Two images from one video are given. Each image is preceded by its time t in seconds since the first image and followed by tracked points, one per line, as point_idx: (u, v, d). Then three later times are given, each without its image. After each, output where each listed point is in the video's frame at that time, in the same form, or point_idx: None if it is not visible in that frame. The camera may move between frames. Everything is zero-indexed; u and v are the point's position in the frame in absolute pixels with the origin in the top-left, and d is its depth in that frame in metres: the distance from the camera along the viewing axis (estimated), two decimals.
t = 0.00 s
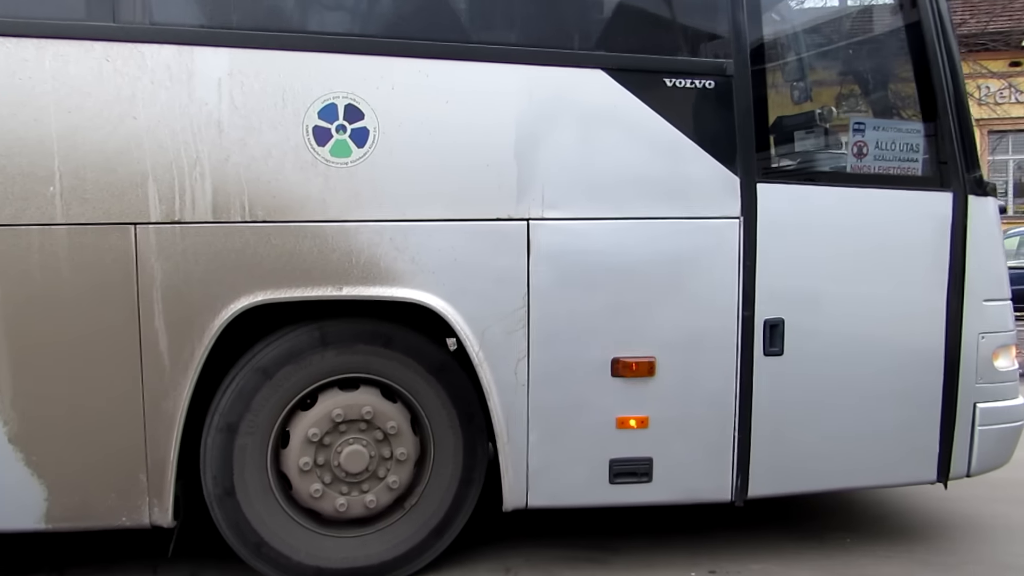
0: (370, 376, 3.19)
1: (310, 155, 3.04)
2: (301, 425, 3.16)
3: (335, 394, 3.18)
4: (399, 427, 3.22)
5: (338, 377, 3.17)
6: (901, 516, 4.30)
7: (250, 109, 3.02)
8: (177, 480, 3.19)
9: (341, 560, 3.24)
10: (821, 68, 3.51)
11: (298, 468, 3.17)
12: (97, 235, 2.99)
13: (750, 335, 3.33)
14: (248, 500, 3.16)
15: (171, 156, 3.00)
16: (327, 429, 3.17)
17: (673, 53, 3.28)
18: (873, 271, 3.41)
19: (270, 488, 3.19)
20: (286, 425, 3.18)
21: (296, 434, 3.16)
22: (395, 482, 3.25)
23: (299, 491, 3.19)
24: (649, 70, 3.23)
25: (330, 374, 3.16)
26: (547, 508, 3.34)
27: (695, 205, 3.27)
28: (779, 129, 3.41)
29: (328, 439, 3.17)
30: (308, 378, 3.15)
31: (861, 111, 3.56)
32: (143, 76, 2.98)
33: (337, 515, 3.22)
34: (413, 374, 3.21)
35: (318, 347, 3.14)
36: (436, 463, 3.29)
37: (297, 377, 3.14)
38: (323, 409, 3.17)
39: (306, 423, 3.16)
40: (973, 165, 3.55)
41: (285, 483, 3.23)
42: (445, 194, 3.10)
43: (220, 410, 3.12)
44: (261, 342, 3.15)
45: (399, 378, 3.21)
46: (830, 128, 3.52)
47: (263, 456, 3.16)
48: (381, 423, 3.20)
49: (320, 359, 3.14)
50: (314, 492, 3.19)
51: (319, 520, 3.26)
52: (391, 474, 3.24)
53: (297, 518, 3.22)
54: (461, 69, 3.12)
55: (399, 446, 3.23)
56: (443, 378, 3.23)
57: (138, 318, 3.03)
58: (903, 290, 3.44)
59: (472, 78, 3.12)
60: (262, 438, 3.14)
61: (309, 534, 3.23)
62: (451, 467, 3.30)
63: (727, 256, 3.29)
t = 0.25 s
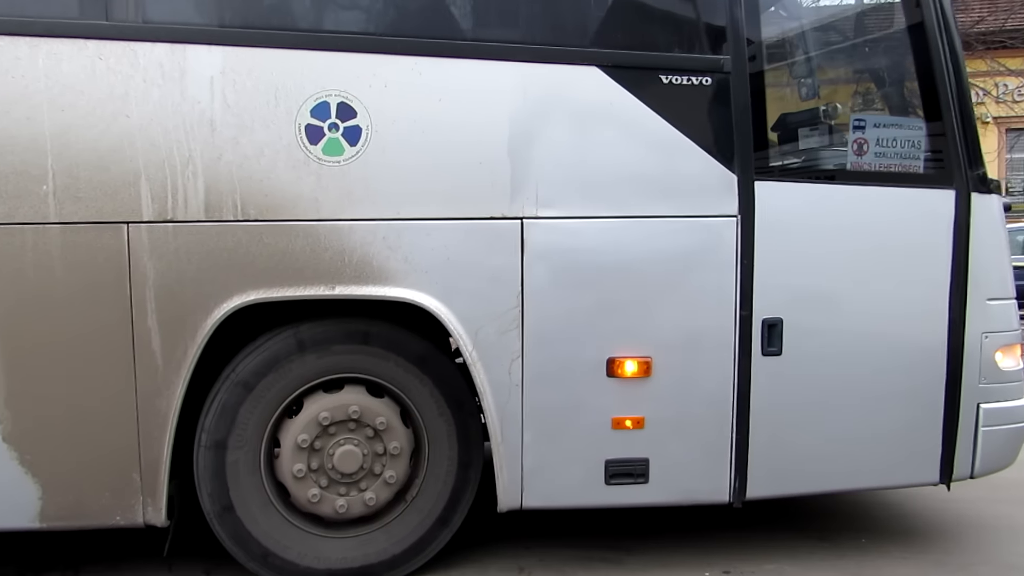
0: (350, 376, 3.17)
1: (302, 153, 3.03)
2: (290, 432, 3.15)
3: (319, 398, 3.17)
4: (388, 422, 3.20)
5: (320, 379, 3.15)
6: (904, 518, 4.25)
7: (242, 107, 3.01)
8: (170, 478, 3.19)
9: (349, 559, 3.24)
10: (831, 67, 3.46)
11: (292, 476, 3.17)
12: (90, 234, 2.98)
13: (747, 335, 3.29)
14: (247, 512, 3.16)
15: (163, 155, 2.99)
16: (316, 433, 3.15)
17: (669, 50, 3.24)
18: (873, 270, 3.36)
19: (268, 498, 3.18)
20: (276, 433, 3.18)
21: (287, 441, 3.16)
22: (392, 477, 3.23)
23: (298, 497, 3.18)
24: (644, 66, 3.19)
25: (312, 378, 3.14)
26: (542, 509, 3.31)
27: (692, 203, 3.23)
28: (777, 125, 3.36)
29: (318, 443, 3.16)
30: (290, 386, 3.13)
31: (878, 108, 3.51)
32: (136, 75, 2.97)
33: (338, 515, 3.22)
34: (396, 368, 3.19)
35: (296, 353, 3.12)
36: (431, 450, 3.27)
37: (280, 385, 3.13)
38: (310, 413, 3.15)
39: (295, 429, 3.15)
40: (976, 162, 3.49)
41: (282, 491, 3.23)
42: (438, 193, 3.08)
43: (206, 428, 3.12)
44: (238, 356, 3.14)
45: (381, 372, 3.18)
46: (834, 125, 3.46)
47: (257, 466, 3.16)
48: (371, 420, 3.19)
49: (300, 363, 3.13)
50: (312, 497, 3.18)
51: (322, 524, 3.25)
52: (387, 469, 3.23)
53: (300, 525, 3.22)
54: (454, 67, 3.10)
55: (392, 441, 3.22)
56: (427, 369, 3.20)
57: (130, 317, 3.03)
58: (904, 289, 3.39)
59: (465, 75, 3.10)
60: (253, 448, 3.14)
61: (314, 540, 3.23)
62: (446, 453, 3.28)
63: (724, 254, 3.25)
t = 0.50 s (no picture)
0: (332, 378, 3.15)
1: (294, 154, 3.02)
2: (281, 440, 3.15)
3: (304, 404, 3.15)
4: (376, 419, 3.18)
5: (303, 386, 3.14)
6: (907, 521, 4.21)
7: (234, 108, 3.00)
8: (164, 480, 3.19)
9: (353, 558, 3.24)
10: (835, 66, 3.43)
11: (288, 483, 3.16)
12: (83, 235, 2.98)
13: (744, 337, 3.26)
14: (246, 523, 3.16)
15: (156, 156, 2.99)
16: (306, 440, 3.15)
17: (664, 49, 3.21)
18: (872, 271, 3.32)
19: (267, 507, 3.19)
20: (267, 443, 3.18)
21: (278, 449, 3.15)
22: (388, 474, 3.22)
23: (296, 503, 3.18)
24: (639, 65, 3.17)
25: (294, 385, 3.13)
26: (537, 512, 3.29)
27: (687, 204, 3.21)
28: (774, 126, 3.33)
29: (310, 449, 3.15)
30: (275, 396, 3.12)
31: (889, 108, 3.47)
32: (128, 76, 2.97)
33: (337, 517, 3.21)
34: (378, 364, 3.16)
35: (276, 361, 3.11)
36: (425, 441, 3.24)
37: (263, 396, 3.11)
38: (298, 420, 3.14)
39: (285, 437, 3.14)
40: (977, 162, 3.45)
41: (280, 499, 3.23)
42: (431, 194, 3.07)
43: (195, 445, 3.11)
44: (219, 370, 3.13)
45: (363, 370, 3.16)
46: (837, 124, 3.43)
47: (252, 477, 3.16)
48: (359, 419, 3.17)
49: (281, 371, 3.11)
50: (309, 502, 3.17)
51: (323, 526, 3.25)
52: (381, 466, 3.21)
53: (301, 530, 3.22)
54: (447, 67, 3.08)
55: (384, 437, 3.20)
56: (410, 362, 3.17)
57: (123, 319, 3.02)
58: (905, 290, 3.36)
59: (458, 75, 3.09)
60: (245, 460, 3.14)
61: (319, 543, 3.23)
62: (440, 443, 3.25)
63: (720, 256, 3.22)
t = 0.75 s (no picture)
0: (316, 380, 3.14)
1: (287, 155, 3.01)
2: (273, 446, 3.14)
3: (292, 410, 3.14)
4: (365, 416, 3.16)
5: (290, 391, 3.13)
6: (908, 523, 4.17)
7: (227, 108, 2.99)
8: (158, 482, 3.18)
9: (358, 556, 3.24)
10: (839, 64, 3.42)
11: (284, 489, 3.15)
12: (76, 237, 2.97)
13: (741, 338, 3.23)
14: (247, 533, 3.16)
15: (149, 156, 2.98)
16: (298, 445, 3.14)
17: (660, 48, 3.18)
18: (870, 272, 3.29)
19: (266, 514, 3.18)
20: (261, 450, 3.17)
21: (271, 456, 3.14)
22: (384, 470, 3.20)
23: (296, 507, 3.18)
24: (634, 65, 3.14)
25: (281, 391, 3.12)
26: (533, 514, 3.27)
27: (684, 204, 3.18)
28: (772, 126, 3.30)
29: (303, 452, 3.14)
30: (262, 404, 3.11)
31: (898, 107, 3.44)
32: (121, 76, 2.96)
33: (337, 518, 3.20)
34: (362, 360, 3.14)
35: (259, 368, 3.10)
36: (418, 434, 3.21)
37: (250, 405, 3.10)
38: (288, 425, 3.13)
39: (277, 443, 3.13)
40: (978, 161, 3.42)
41: (278, 503, 3.22)
42: (425, 194, 3.05)
43: (187, 460, 3.11)
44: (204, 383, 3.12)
45: (347, 368, 3.14)
46: (838, 122, 3.40)
47: (248, 486, 3.16)
48: (349, 417, 3.15)
49: (266, 379, 3.10)
50: (308, 505, 3.16)
51: (325, 528, 3.24)
52: (376, 462, 3.19)
53: (303, 535, 3.22)
54: (441, 67, 3.07)
55: (376, 434, 3.18)
56: (394, 356, 3.15)
57: (116, 319, 3.01)
58: (904, 291, 3.32)
59: (452, 75, 3.07)
60: (239, 469, 3.14)
61: (322, 544, 3.22)
62: (434, 434, 3.23)
63: (717, 256, 3.19)
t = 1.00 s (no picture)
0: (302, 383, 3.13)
1: (279, 155, 3.00)
2: (265, 452, 3.14)
3: (280, 416, 3.13)
4: (354, 415, 3.15)
5: (276, 397, 3.12)
6: (907, 524, 4.15)
7: (219, 108, 2.98)
8: (152, 483, 3.18)
9: (359, 553, 3.23)
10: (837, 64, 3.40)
11: (279, 493, 3.15)
12: (68, 238, 2.97)
13: (736, 338, 3.21)
14: (245, 540, 3.16)
15: (141, 157, 2.97)
16: (289, 450, 3.13)
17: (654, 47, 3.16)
18: (866, 272, 3.27)
19: (263, 520, 3.18)
20: (253, 457, 3.17)
21: (263, 462, 3.14)
22: (377, 466, 3.19)
23: (293, 510, 3.17)
24: (628, 64, 3.13)
25: (266, 398, 3.11)
26: (527, 515, 3.26)
27: (678, 204, 3.16)
28: (769, 124, 3.29)
29: (294, 456, 3.13)
30: (250, 413, 3.11)
31: (904, 105, 3.42)
32: (113, 77, 2.96)
33: (335, 518, 3.19)
34: (347, 359, 3.13)
35: (244, 376, 3.09)
36: (410, 429, 3.20)
37: (238, 414, 3.10)
38: (277, 430, 3.12)
39: (269, 448, 3.13)
40: (976, 160, 3.39)
41: (274, 507, 3.21)
42: (417, 194, 3.04)
43: (179, 472, 3.11)
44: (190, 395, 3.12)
45: (331, 368, 3.13)
46: (836, 121, 3.39)
47: (243, 494, 3.16)
48: (338, 417, 3.14)
49: (251, 387, 3.10)
50: (305, 508, 3.16)
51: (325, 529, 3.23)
52: (369, 459, 3.18)
53: (303, 537, 3.21)
54: (433, 66, 3.06)
55: (367, 431, 3.16)
56: (379, 353, 3.14)
57: (108, 320, 3.01)
58: (900, 291, 3.30)
59: (444, 74, 3.06)
60: (232, 477, 3.14)
61: (321, 545, 3.21)
62: (426, 428, 3.21)
63: (711, 257, 3.18)
